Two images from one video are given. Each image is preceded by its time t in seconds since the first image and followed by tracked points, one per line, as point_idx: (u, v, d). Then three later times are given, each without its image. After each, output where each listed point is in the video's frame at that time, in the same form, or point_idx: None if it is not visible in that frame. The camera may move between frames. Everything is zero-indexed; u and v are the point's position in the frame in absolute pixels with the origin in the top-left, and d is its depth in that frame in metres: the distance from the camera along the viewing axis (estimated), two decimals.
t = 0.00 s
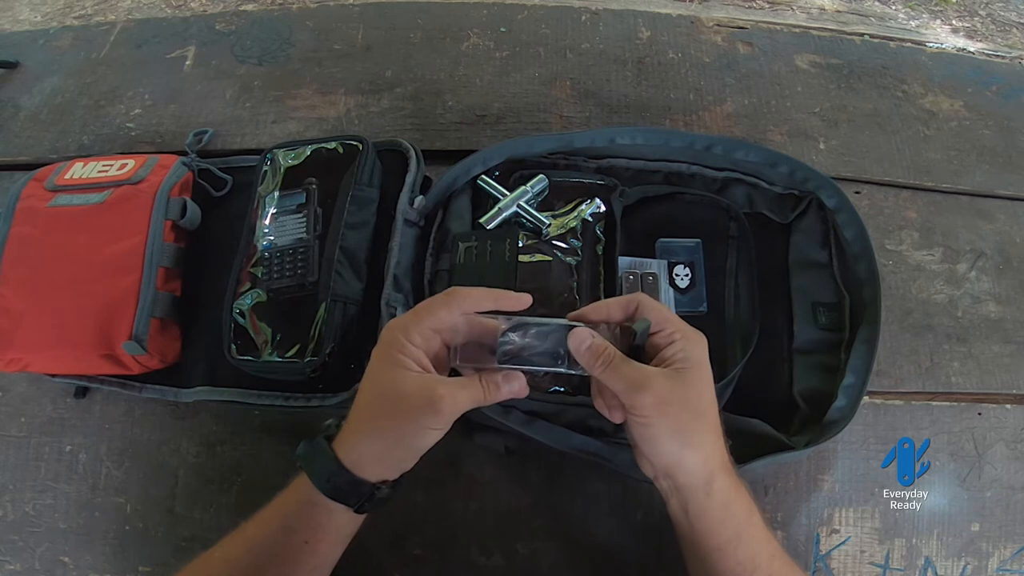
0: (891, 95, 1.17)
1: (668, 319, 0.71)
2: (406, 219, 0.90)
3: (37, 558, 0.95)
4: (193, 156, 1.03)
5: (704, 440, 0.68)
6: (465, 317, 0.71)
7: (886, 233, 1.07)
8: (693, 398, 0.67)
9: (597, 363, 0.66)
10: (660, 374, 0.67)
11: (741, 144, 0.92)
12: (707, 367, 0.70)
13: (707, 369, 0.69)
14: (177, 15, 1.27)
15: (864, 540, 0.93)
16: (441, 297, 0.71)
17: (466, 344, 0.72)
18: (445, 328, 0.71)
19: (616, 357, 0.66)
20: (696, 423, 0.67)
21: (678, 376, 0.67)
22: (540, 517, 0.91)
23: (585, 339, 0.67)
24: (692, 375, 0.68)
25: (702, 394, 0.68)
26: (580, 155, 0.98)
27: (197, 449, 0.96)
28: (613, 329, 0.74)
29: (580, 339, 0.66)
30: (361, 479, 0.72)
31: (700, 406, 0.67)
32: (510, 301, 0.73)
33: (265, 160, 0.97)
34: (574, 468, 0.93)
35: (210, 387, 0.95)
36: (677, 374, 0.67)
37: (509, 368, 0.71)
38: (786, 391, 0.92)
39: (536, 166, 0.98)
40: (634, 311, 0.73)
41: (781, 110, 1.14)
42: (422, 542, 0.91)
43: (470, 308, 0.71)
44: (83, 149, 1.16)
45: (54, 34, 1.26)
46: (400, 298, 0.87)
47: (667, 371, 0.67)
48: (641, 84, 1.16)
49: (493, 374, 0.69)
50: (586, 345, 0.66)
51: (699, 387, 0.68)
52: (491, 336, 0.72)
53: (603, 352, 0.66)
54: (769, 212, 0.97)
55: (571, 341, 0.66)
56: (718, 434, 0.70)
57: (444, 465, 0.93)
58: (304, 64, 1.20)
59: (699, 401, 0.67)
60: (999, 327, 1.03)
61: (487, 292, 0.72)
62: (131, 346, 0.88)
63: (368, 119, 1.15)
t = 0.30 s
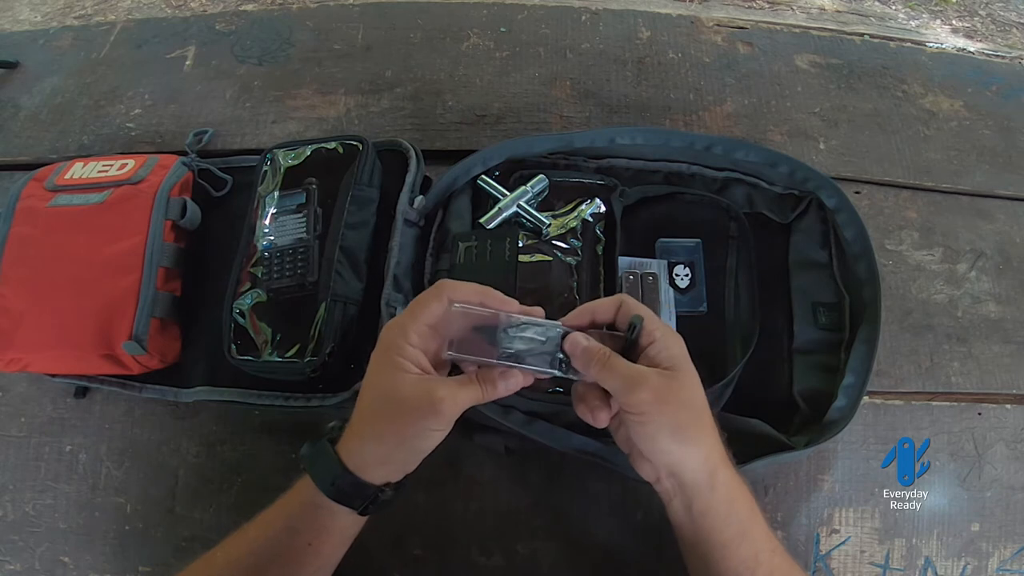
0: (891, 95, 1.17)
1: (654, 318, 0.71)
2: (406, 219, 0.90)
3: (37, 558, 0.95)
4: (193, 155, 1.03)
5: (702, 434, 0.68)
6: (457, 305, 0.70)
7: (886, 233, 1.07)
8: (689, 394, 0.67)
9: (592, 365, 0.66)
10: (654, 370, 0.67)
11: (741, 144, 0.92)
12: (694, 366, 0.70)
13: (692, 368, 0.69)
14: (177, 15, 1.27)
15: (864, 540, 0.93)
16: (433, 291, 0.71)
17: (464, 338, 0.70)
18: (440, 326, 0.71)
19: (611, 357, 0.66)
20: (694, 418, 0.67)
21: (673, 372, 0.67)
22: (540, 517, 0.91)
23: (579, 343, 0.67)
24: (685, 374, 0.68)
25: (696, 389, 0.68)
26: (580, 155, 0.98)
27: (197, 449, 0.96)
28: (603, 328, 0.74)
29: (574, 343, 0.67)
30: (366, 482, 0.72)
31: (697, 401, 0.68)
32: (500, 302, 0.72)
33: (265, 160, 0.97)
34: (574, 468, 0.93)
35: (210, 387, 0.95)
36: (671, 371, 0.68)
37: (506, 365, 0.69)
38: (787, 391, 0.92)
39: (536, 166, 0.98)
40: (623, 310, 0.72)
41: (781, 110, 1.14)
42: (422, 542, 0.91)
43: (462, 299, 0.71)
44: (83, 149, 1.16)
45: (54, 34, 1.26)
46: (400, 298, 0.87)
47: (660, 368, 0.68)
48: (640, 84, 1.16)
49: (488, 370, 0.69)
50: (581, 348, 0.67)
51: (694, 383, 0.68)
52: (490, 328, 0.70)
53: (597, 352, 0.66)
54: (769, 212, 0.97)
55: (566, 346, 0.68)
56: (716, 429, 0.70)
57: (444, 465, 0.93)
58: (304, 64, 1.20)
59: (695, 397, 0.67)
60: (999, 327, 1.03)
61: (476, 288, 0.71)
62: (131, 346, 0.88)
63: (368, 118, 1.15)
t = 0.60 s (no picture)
0: (891, 95, 1.17)
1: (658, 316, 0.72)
2: (406, 219, 0.90)
3: (37, 558, 0.95)
4: (193, 156, 1.03)
5: (702, 436, 0.68)
6: (447, 296, 0.72)
7: (886, 233, 1.07)
8: (691, 394, 0.67)
9: (597, 362, 0.66)
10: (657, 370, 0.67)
11: (741, 144, 0.92)
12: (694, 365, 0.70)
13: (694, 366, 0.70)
14: (177, 15, 1.27)
15: (864, 540, 0.93)
16: (424, 283, 0.72)
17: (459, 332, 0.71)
18: (435, 319, 0.71)
19: (615, 354, 0.66)
20: (694, 419, 0.67)
21: (675, 373, 0.68)
22: (540, 517, 0.91)
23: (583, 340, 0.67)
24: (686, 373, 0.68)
25: (697, 391, 0.68)
26: (580, 155, 0.98)
27: (197, 449, 0.96)
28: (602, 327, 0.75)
29: (579, 339, 0.67)
30: (363, 478, 0.72)
31: (697, 403, 0.68)
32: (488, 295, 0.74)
33: (265, 160, 0.97)
34: (574, 468, 0.93)
35: (209, 387, 0.95)
36: (673, 371, 0.68)
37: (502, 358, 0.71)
38: (786, 391, 0.92)
39: (536, 166, 0.98)
40: (625, 308, 0.73)
41: (781, 110, 1.14)
42: (422, 542, 0.91)
43: (450, 290, 0.72)
44: (83, 149, 1.16)
45: (54, 34, 1.26)
46: (399, 298, 0.87)
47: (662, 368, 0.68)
48: (640, 84, 1.16)
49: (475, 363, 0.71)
50: (585, 344, 0.67)
51: (695, 384, 0.68)
52: (484, 319, 0.71)
53: (602, 349, 0.66)
54: (769, 212, 0.97)
55: (571, 340, 0.67)
56: (714, 432, 0.70)
57: (444, 465, 0.93)
58: (304, 64, 1.20)
59: (696, 398, 0.68)
60: (999, 327, 1.03)
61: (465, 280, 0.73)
62: (131, 346, 0.88)
63: (368, 118, 1.15)
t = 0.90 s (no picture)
0: (891, 95, 1.17)
1: (665, 321, 0.71)
2: (406, 219, 0.91)
3: (37, 558, 0.95)
4: (193, 156, 1.03)
5: (697, 447, 0.68)
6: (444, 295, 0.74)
7: (886, 233, 1.07)
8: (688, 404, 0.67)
9: (596, 363, 0.66)
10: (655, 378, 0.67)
11: (741, 144, 0.92)
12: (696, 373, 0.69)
13: (694, 375, 0.69)
14: (177, 14, 1.27)
15: (864, 540, 0.93)
16: (417, 279, 0.73)
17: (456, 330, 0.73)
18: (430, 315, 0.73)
19: (614, 358, 0.66)
20: (690, 429, 0.67)
21: (674, 381, 0.67)
22: (540, 517, 0.91)
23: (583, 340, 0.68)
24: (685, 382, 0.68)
25: (695, 400, 0.67)
26: (580, 155, 0.98)
27: (197, 449, 0.96)
28: (605, 327, 0.76)
29: (578, 338, 0.68)
30: (357, 475, 0.72)
31: (694, 412, 0.67)
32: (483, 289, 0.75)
33: (265, 160, 0.97)
34: (574, 468, 0.93)
35: (209, 387, 0.95)
36: (672, 380, 0.67)
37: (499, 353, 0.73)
38: (787, 391, 0.92)
39: (536, 166, 0.98)
40: (630, 309, 0.73)
41: (781, 110, 1.14)
42: (422, 542, 0.91)
43: (444, 286, 0.73)
44: (83, 149, 1.16)
45: (54, 34, 1.26)
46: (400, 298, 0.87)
47: (661, 376, 0.68)
48: (640, 84, 1.16)
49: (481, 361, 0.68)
50: (585, 345, 0.67)
51: (693, 393, 0.68)
52: (481, 317, 0.73)
53: (602, 350, 0.66)
54: (769, 212, 0.97)
55: (571, 339, 0.68)
56: (710, 441, 0.70)
57: (444, 464, 0.93)
58: (304, 64, 1.20)
59: (693, 408, 0.67)
60: (999, 327, 1.03)
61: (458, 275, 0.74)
62: (131, 346, 0.88)
63: (368, 118, 1.15)
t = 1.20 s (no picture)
0: (891, 95, 1.17)
1: (666, 328, 0.70)
2: (406, 219, 0.91)
3: (37, 558, 0.95)
4: (193, 156, 1.03)
5: (684, 458, 0.67)
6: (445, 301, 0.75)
7: (886, 233, 1.07)
8: (677, 415, 0.66)
9: (589, 367, 0.66)
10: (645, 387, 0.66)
11: (741, 144, 0.92)
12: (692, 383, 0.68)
13: (689, 386, 0.68)
14: (177, 15, 1.27)
15: (864, 540, 0.93)
16: (421, 282, 0.73)
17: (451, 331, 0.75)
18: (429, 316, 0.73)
19: (607, 364, 0.66)
20: (677, 441, 0.66)
21: (664, 391, 0.66)
22: (540, 517, 0.91)
23: (578, 345, 0.67)
24: (678, 393, 0.67)
25: (685, 411, 0.67)
26: (580, 155, 0.98)
27: (197, 449, 0.96)
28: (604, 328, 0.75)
29: (571, 340, 0.68)
30: (357, 473, 0.72)
31: (684, 423, 0.66)
32: (485, 289, 0.75)
33: (265, 160, 0.97)
34: (573, 468, 0.93)
35: (209, 387, 0.95)
36: (664, 389, 0.67)
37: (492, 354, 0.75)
38: (787, 391, 0.92)
39: (536, 166, 0.98)
40: (630, 312, 0.72)
41: (781, 110, 1.14)
42: (422, 542, 0.91)
43: (449, 291, 0.73)
44: (83, 149, 1.16)
45: (54, 34, 1.26)
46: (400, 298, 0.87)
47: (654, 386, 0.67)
48: (640, 84, 1.16)
49: (490, 358, 0.66)
50: (577, 347, 0.67)
51: (685, 404, 0.67)
52: (475, 324, 0.75)
53: (596, 355, 0.66)
54: (769, 212, 0.97)
55: (565, 340, 0.69)
56: (699, 451, 0.69)
57: (444, 464, 0.93)
58: (304, 64, 1.20)
59: (682, 420, 0.66)
60: (1000, 327, 1.03)
61: (463, 279, 0.74)
62: (131, 346, 0.88)
63: (368, 118, 1.15)
